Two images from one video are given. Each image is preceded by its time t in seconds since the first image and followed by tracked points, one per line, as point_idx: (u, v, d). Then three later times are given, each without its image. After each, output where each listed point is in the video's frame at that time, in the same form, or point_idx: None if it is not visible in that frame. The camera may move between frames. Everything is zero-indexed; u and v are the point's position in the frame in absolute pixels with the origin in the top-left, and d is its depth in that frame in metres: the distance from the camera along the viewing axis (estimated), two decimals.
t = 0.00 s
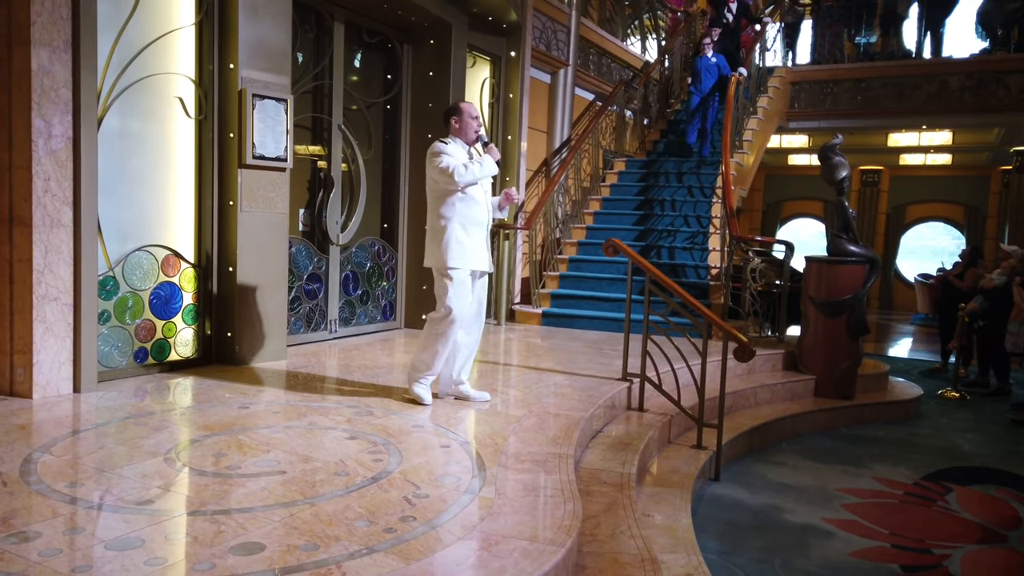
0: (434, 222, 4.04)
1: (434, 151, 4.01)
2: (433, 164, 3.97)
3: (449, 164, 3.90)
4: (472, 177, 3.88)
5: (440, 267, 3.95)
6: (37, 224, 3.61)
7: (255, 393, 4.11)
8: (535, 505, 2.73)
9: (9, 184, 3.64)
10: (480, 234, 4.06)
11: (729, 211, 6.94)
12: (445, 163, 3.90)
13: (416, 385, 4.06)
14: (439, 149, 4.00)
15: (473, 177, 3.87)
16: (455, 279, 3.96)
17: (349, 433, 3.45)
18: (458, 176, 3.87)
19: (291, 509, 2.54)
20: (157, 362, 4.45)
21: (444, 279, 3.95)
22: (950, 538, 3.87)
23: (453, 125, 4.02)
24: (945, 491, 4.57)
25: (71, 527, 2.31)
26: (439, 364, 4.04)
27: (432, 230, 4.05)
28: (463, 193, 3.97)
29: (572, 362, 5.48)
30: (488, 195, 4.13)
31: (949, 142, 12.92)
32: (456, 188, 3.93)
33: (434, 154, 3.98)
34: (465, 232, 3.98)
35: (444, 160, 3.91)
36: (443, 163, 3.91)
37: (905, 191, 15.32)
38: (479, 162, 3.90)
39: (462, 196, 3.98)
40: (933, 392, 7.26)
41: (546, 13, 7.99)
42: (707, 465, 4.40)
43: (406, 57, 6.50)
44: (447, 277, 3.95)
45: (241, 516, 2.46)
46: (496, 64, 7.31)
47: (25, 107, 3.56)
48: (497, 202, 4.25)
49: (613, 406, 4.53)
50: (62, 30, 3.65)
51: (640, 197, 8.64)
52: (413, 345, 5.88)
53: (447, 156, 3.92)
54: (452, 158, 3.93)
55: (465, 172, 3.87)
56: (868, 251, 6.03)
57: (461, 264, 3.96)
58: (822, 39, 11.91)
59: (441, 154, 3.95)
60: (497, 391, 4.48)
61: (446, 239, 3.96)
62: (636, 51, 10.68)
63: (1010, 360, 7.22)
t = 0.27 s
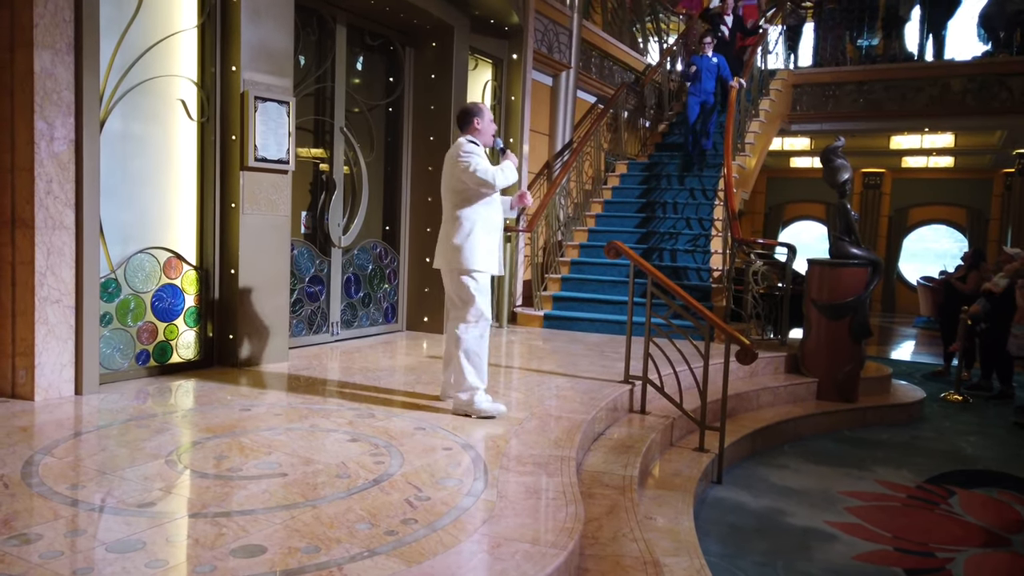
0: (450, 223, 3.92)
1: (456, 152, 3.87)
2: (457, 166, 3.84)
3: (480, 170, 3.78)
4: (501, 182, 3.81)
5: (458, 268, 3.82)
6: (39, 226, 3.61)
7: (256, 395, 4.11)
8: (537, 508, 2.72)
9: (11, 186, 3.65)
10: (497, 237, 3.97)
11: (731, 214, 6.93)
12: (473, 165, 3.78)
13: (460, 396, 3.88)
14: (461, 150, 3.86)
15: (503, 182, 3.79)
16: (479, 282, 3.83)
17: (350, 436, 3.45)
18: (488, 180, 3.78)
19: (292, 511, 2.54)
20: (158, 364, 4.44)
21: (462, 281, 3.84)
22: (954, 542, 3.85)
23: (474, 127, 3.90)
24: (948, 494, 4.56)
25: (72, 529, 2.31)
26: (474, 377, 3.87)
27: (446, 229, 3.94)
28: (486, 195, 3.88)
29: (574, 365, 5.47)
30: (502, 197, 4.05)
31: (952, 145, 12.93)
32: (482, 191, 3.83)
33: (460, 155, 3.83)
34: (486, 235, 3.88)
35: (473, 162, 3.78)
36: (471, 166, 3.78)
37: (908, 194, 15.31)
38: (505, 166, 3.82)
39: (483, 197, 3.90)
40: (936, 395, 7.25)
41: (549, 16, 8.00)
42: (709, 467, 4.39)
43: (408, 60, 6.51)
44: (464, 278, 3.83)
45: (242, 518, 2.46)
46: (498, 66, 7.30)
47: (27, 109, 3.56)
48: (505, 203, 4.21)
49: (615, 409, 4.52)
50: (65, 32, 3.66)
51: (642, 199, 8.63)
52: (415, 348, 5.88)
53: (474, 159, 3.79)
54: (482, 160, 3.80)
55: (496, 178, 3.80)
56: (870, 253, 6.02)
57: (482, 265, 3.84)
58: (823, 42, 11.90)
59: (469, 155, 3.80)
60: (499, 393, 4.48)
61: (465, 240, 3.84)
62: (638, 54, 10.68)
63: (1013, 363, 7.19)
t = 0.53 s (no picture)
0: (464, 224, 3.86)
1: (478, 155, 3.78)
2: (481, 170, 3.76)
3: (508, 177, 3.75)
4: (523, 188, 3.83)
5: (473, 272, 3.79)
6: (41, 228, 3.61)
7: (258, 398, 4.10)
8: (539, 512, 2.71)
9: (13, 189, 3.65)
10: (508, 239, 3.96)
11: (733, 216, 6.92)
12: (501, 172, 3.74)
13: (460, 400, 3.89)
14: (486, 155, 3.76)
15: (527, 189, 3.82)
16: (494, 287, 3.82)
17: (352, 439, 3.44)
18: (514, 187, 3.78)
19: (293, 515, 2.53)
20: (160, 367, 4.44)
21: (478, 284, 3.80)
22: (958, 545, 3.83)
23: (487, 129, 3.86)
24: (951, 497, 4.54)
25: (73, 532, 2.30)
26: (480, 385, 3.86)
27: (460, 231, 3.87)
28: (504, 200, 3.85)
29: (576, 368, 5.46)
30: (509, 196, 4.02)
31: (956, 147, 12.91)
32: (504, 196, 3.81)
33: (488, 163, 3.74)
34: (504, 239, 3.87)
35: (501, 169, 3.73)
36: (499, 172, 3.74)
37: (911, 196, 15.28)
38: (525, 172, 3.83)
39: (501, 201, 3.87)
40: (939, 398, 7.22)
41: (550, 19, 8.01)
42: (712, 471, 4.38)
43: (410, 62, 6.51)
44: (480, 284, 3.80)
45: (243, 522, 2.45)
46: (501, 69, 7.30)
47: (29, 112, 3.56)
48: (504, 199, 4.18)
49: (617, 412, 4.51)
50: (67, 35, 3.66)
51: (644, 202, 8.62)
52: (417, 351, 5.88)
53: (501, 165, 3.74)
54: (508, 167, 3.76)
55: (521, 185, 3.80)
56: (873, 255, 5.98)
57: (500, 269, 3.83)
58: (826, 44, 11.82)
59: (498, 163, 3.73)
60: (501, 396, 4.47)
61: (486, 246, 3.80)
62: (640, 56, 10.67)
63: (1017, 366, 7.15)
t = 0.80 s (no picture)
0: (473, 228, 3.83)
1: (493, 160, 3.75)
2: (496, 176, 3.75)
3: (525, 184, 3.77)
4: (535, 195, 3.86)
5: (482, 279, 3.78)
6: (43, 231, 3.62)
7: (260, 401, 4.10)
8: (540, 514, 2.71)
9: (15, 192, 3.66)
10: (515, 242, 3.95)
11: (735, 218, 6.92)
12: (517, 178, 3.74)
13: (461, 403, 3.90)
14: (504, 161, 3.73)
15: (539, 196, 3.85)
16: (502, 293, 3.82)
17: (353, 441, 3.44)
18: (528, 193, 3.79)
19: (295, 517, 2.53)
20: (162, 370, 4.45)
21: (487, 290, 3.80)
22: (960, 548, 3.82)
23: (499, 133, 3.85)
24: (954, 500, 4.53)
25: (75, 535, 2.31)
26: (481, 388, 3.87)
27: (469, 235, 3.85)
28: (516, 204, 3.85)
29: (577, 370, 5.45)
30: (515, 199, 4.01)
31: (958, 149, 12.90)
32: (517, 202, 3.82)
33: (507, 169, 3.73)
34: (515, 244, 3.87)
35: (518, 176, 3.74)
36: (516, 180, 3.74)
37: (913, 199, 15.26)
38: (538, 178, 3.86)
39: (512, 205, 3.87)
40: (942, 401, 7.21)
41: (551, 22, 8.02)
42: (713, 473, 4.37)
43: (411, 65, 6.52)
44: (492, 289, 3.80)
45: (245, 524, 2.45)
46: (502, 71, 7.30)
47: (32, 115, 3.57)
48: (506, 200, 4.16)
49: (619, 414, 4.51)
50: (69, 39, 3.67)
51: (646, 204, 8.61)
52: (419, 353, 5.88)
53: (518, 172, 3.74)
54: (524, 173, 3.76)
55: (535, 191, 3.82)
56: (875, 257, 5.96)
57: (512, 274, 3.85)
58: (828, 46, 11.87)
59: (515, 169, 3.72)
60: (502, 399, 4.47)
61: (499, 251, 3.80)
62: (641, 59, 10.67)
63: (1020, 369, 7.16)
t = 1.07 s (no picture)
0: (489, 237, 3.83)
1: (508, 169, 3.76)
2: (512, 185, 3.76)
3: (540, 192, 3.79)
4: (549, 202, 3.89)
5: (496, 287, 3.79)
6: (60, 240, 3.66)
7: (273, 408, 4.12)
8: (553, 521, 2.70)
9: (32, 201, 3.70)
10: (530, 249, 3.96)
11: (747, 224, 6.90)
12: (534, 187, 3.75)
13: (473, 410, 3.92)
14: (520, 170, 3.75)
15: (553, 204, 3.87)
16: (519, 300, 3.83)
17: (366, 448, 3.45)
18: (544, 201, 3.81)
19: (308, 524, 2.53)
20: (176, 377, 4.48)
21: (504, 298, 3.80)
22: (979, 556, 3.78)
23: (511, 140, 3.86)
24: (971, 508, 4.48)
25: (91, 541, 2.32)
26: (495, 396, 3.90)
27: (486, 245, 3.84)
28: (531, 212, 3.87)
29: (590, 377, 5.44)
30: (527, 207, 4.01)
31: (971, 154, 12.81)
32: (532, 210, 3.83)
33: (524, 177, 3.74)
34: (531, 251, 3.88)
35: (534, 184, 3.75)
36: (532, 189, 3.76)
37: (926, 204, 15.15)
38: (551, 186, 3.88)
39: (526, 212, 3.88)
40: (958, 407, 7.14)
41: (562, 29, 8.06)
42: (727, 481, 4.35)
43: (422, 74, 6.55)
44: (509, 297, 3.80)
45: (259, 531, 2.46)
46: (512, 79, 7.33)
47: (48, 125, 3.62)
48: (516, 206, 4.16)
49: (631, 421, 4.49)
50: (85, 50, 3.72)
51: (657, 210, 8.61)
52: (431, 360, 5.89)
53: (534, 180, 3.75)
54: (539, 182, 3.78)
55: (550, 199, 3.84)
56: (889, 263, 5.95)
57: (530, 282, 3.85)
58: (838, 52, 11.78)
59: (531, 178, 3.74)
60: (514, 406, 4.46)
61: (518, 260, 3.80)
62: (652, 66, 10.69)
63: None
